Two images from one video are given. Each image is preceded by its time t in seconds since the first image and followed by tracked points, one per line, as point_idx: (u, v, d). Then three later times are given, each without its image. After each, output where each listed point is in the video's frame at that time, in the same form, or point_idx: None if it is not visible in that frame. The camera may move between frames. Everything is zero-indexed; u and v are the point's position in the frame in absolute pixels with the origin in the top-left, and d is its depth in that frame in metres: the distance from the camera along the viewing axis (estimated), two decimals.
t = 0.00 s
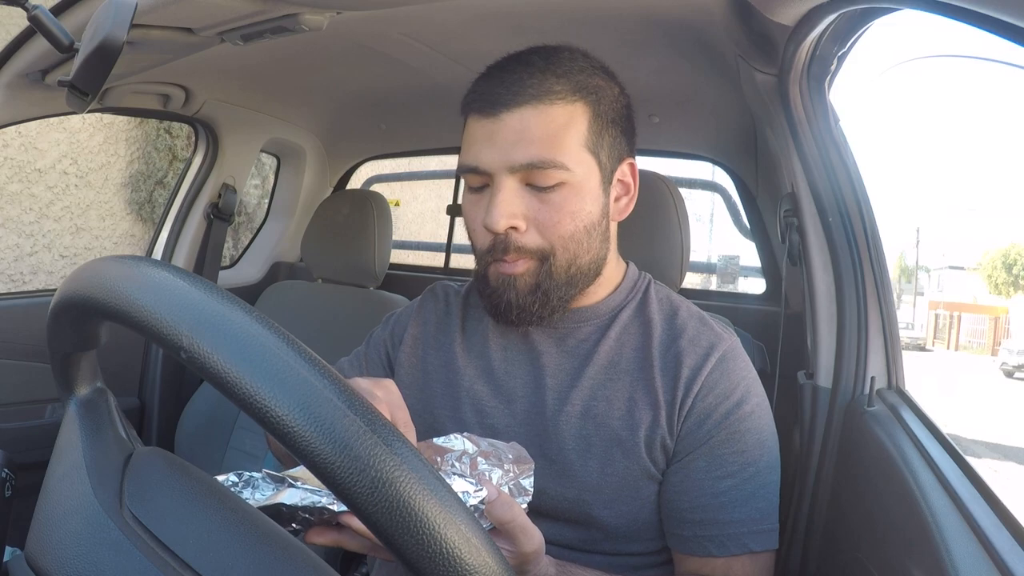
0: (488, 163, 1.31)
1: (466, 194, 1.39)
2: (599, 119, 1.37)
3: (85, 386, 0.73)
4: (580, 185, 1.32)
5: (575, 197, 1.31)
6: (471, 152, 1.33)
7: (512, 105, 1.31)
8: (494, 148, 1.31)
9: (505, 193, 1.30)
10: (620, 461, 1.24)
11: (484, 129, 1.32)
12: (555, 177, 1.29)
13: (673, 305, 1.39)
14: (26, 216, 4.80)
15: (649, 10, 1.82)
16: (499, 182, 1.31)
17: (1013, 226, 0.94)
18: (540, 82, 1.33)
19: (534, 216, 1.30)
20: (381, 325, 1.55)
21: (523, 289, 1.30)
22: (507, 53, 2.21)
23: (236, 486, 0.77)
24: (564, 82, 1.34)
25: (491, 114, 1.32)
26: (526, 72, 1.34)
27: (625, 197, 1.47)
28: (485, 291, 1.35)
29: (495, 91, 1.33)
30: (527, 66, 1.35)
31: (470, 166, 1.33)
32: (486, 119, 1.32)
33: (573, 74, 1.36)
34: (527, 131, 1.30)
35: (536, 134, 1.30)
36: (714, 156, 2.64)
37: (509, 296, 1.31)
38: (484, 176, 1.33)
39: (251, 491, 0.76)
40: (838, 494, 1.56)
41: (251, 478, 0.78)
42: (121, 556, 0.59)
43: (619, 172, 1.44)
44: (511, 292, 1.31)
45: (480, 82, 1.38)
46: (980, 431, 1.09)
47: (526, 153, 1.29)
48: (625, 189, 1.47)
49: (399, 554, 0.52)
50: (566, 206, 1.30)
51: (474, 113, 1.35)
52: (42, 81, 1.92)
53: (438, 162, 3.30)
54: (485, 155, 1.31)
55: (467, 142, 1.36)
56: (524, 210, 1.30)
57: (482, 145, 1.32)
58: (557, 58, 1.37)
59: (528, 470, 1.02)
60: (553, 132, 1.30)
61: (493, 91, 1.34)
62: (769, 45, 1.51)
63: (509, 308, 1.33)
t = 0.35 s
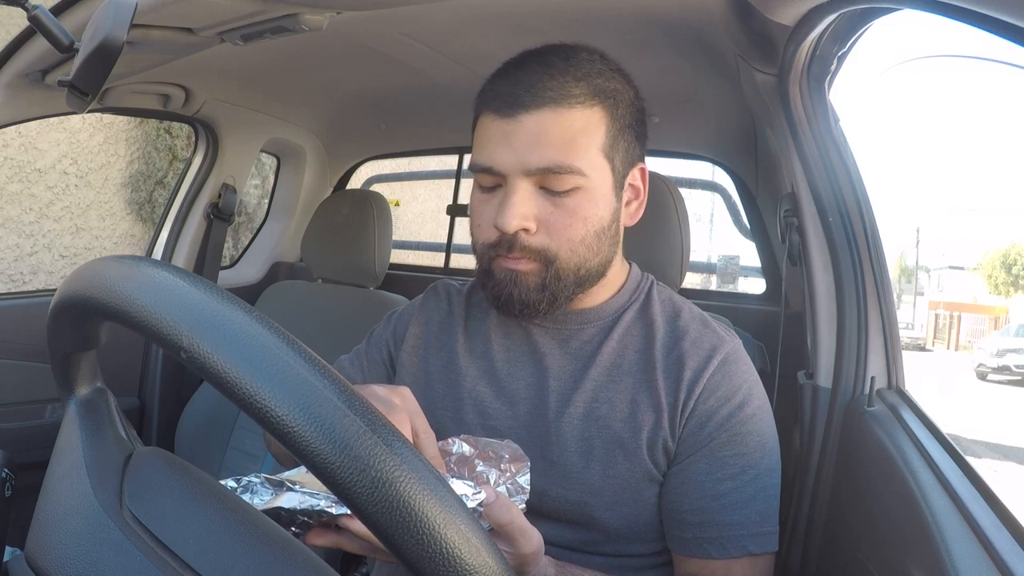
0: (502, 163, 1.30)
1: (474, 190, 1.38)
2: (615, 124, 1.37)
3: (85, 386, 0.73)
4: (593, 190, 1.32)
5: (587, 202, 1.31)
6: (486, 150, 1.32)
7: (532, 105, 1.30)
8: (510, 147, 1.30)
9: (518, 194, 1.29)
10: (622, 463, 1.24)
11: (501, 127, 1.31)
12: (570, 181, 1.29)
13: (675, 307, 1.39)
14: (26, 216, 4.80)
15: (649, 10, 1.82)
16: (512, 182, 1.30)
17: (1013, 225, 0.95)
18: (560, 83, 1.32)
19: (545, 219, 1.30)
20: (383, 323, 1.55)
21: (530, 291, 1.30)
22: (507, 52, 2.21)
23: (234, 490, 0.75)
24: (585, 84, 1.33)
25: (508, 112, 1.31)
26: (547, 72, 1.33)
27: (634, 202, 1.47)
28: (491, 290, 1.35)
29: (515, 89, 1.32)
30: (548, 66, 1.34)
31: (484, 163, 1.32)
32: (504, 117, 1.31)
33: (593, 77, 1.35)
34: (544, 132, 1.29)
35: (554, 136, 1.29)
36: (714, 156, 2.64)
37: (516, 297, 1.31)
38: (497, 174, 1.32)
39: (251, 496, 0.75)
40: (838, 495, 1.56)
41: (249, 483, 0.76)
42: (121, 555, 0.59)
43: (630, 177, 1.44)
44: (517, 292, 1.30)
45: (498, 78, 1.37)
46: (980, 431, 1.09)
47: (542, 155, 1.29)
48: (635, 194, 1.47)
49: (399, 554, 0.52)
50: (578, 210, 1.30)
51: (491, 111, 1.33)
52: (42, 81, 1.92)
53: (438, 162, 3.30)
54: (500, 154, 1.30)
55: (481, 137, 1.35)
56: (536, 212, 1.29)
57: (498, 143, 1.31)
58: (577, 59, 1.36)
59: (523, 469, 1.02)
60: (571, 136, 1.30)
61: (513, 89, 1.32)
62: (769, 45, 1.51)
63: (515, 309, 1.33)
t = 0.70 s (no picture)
0: (505, 163, 1.30)
1: (475, 190, 1.38)
2: (617, 126, 1.37)
3: (85, 386, 0.73)
4: (595, 192, 1.31)
5: (589, 204, 1.31)
6: (487, 150, 1.32)
7: (534, 106, 1.30)
8: (512, 148, 1.30)
9: (521, 194, 1.29)
10: (621, 463, 1.24)
11: (503, 127, 1.31)
12: (573, 182, 1.29)
13: (675, 307, 1.39)
14: (26, 216, 4.80)
15: (649, 10, 1.82)
16: (514, 183, 1.30)
17: (1013, 225, 0.95)
18: (562, 84, 1.32)
19: (547, 220, 1.29)
20: (383, 323, 1.55)
21: (532, 293, 1.30)
22: (506, 52, 2.21)
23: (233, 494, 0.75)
24: (587, 85, 1.33)
25: (510, 113, 1.31)
26: (549, 72, 1.33)
27: (634, 203, 1.47)
28: (492, 291, 1.34)
29: (517, 90, 1.32)
30: (550, 66, 1.34)
31: (486, 164, 1.32)
32: (506, 118, 1.31)
33: (595, 77, 1.35)
34: (546, 132, 1.29)
35: (556, 137, 1.29)
36: (714, 156, 2.64)
37: (518, 299, 1.31)
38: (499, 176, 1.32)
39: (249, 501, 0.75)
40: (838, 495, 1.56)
41: (247, 485, 0.76)
42: (121, 555, 0.59)
43: (632, 179, 1.44)
44: (519, 294, 1.30)
45: (499, 79, 1.37)
46: (979, 431, 1.10)
47: (544, 156, 1.29)
48: (636, 195, 1.47)
49: (399, 554, 0.52)
50: (580, 212, 1.30)
51: (493, 111, 1.33)
52: (42, 81, 1.92)
53: (438, 162, 3.30)
54: (502, 154, 1.30)
55: (483, 139, 1.35)
56: (538, 213, 1.29)
57: (499, 144, 1.31)
58: (578, 60, 1.36)
59: (519, 468, 1.02)
60: (572, 136, 1.30)
61: (515, 89, 1.32)
62: (769, 45, 1.51)
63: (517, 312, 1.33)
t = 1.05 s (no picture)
0: (525, 124, 1.39)
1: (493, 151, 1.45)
2: (637, 117, 1.44)
3: (85, 386, 0.73)
4: (602, 167, 1.37)
5: (595, 177, 1.36)
6: (514, 113, 1.41)
7: (564, 75, 1.39)
8: (536, 112, 1.39)
9: (532, 155, 1.37)
10: (622, 462, 1.24)
11: (531, 94, 1.41)
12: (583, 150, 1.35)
13: (674, 307, 1.39)
14: (26, 216, 4.80)
15: (649, 10, 1.82)
16: (531, 143, 1.38)
17: (1013, 225, 0.95)
18: (592, 67, 1.40)
19: (552, 181, 1.35)
20: (383, 327, 1.56)
21: (525, 251, 1.33)
22: (506, 51, 2.21)
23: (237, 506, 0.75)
24: (615, 72, 1.42)
25: (540, 81, 1.41)
26: (582, 54, 1.42)
27: (641, 205, 1.52)
28: (489, 247, 1.38)
29: (551, 63, 1.42)
30: (583, 50, 1.43)
31: (509, 123, 1.41)
32: (536, 87, 1.41)
33: (625, 69, 1.43)
34: (568, 104, 1.38)
35: (577, 107, 1.37)
36: (714, 156, 2.64)
37: (511, 255, 1.34)
38: (518, 136, 1.40)
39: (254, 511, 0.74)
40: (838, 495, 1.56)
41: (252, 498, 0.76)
42: (121, 555, 0.59)
43: (641, 180, 1.49)
44: (513, 249, 1.33)
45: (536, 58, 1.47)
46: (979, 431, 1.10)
47: (562, 121, 1.36)
48: (643, 198, 1.52)
49: (399, 554, 0.52)
50: (585, 181, 1.35)
51: (527, 81, 1.43)
52: (42, 81, 1.92)
53: (438, 162, 3.30)
54: (526, 117, 1.39)
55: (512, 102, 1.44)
56: (545, 173, 1.35)
57: (525, 108, 1.40)
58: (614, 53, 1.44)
59: (519, 476, 1.03)
60: (592, 112, 1.38)
61: (548, 64, 1.42)
62: (768, 45, 1.51)
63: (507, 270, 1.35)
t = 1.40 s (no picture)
0: (550, 114, 1.40)
1: (515, 138, 1.46)
2: (658, 122, 1.45)
3: (85, 386, 0.73)
4: (622, 163, 1.38)
5: (614, 171, 1.37)
6: (540, 104, 1.43)
7: (593, 70, 1.41)
8: (562, 103, 1.40)
9: (554, 144, 1.37)
10: (625, 461, 1.24)
11: (560, 87, 1.42)
12: (605, 143, 1.36)
13: (678, 307, 1.39)
14: (26, 216, 4.80)
15: (649, 10, 1.82)
16: (554, 132, 1.39)
17: (1013, 225, 0.95)
18: (621, 66, 1.42)
19: (571, 170, 1.35)
20: (383, 327, 1.56)
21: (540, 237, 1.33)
22: (506, 50, 2.21)
23: (255, 490, 0.79)
24: (642, 74, 1.43)
25: (569, 75, 1.43)
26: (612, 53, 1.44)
27: (651, 210, 1.53)
28: (503, 230, 1.38)
29: (580, 58, 1.43)
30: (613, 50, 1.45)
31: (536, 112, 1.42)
32: (564, 80, 1.43)
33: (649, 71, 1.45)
34: (594, 98, 1.39)
35: (603, 103, 1.38)
36: (714, 156, 2.64)
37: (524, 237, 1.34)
38: (542, 125, 1.41)
39: (268, 494, 0.77)
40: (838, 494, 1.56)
41: (268, 483, 0.80)
42: (121, 555, 0.59)
43: (654, 188, 1.50)
44: (527, 232, 1.34)
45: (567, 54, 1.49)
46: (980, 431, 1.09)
47: (588, 113, 1.37)
48: (655, 203, 1.53)
49: (399, 554, 0.52)
50: (604, 174, 1.36)
51: (557, 73, 1.45)
52: (42, 81, 1.92)
53: (438, 162, 3.30)
54: (553, 107, 1.41)
55: (539, 94, 1.46)
56: (565, 162, 1.36)
57: (552, 100, 1.42)
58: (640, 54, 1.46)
59: (532, 474, 1.02)
60: (618, 108, 1.39)
61: (577, 59, 1.43)
62: (768, 45, 1.51)
63: (519, 254, 1.35)
